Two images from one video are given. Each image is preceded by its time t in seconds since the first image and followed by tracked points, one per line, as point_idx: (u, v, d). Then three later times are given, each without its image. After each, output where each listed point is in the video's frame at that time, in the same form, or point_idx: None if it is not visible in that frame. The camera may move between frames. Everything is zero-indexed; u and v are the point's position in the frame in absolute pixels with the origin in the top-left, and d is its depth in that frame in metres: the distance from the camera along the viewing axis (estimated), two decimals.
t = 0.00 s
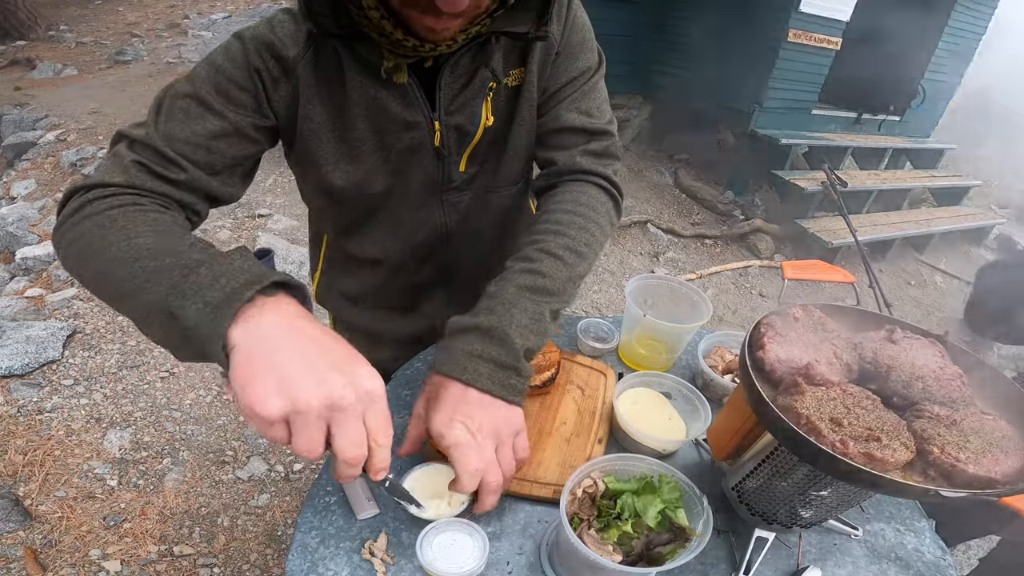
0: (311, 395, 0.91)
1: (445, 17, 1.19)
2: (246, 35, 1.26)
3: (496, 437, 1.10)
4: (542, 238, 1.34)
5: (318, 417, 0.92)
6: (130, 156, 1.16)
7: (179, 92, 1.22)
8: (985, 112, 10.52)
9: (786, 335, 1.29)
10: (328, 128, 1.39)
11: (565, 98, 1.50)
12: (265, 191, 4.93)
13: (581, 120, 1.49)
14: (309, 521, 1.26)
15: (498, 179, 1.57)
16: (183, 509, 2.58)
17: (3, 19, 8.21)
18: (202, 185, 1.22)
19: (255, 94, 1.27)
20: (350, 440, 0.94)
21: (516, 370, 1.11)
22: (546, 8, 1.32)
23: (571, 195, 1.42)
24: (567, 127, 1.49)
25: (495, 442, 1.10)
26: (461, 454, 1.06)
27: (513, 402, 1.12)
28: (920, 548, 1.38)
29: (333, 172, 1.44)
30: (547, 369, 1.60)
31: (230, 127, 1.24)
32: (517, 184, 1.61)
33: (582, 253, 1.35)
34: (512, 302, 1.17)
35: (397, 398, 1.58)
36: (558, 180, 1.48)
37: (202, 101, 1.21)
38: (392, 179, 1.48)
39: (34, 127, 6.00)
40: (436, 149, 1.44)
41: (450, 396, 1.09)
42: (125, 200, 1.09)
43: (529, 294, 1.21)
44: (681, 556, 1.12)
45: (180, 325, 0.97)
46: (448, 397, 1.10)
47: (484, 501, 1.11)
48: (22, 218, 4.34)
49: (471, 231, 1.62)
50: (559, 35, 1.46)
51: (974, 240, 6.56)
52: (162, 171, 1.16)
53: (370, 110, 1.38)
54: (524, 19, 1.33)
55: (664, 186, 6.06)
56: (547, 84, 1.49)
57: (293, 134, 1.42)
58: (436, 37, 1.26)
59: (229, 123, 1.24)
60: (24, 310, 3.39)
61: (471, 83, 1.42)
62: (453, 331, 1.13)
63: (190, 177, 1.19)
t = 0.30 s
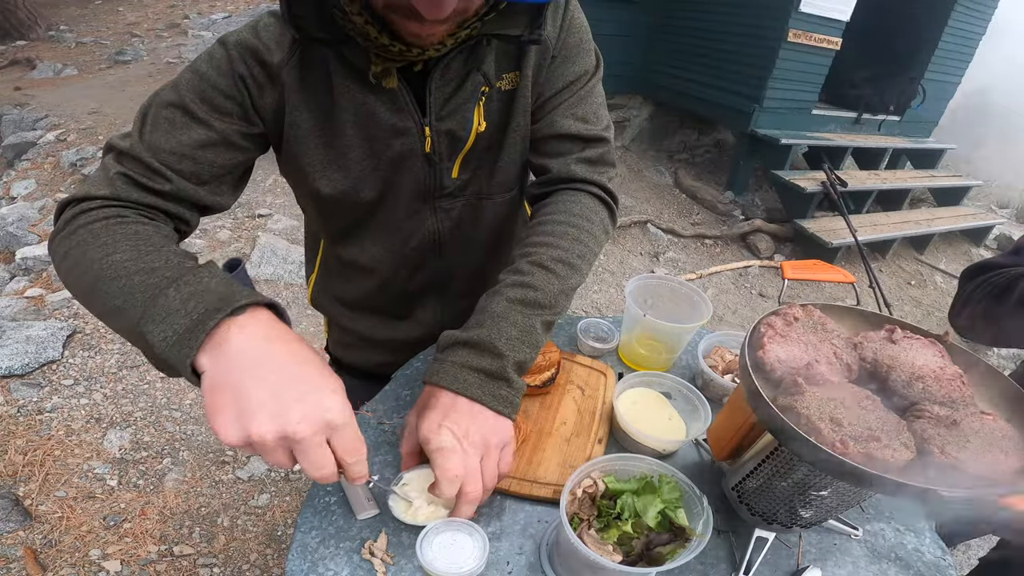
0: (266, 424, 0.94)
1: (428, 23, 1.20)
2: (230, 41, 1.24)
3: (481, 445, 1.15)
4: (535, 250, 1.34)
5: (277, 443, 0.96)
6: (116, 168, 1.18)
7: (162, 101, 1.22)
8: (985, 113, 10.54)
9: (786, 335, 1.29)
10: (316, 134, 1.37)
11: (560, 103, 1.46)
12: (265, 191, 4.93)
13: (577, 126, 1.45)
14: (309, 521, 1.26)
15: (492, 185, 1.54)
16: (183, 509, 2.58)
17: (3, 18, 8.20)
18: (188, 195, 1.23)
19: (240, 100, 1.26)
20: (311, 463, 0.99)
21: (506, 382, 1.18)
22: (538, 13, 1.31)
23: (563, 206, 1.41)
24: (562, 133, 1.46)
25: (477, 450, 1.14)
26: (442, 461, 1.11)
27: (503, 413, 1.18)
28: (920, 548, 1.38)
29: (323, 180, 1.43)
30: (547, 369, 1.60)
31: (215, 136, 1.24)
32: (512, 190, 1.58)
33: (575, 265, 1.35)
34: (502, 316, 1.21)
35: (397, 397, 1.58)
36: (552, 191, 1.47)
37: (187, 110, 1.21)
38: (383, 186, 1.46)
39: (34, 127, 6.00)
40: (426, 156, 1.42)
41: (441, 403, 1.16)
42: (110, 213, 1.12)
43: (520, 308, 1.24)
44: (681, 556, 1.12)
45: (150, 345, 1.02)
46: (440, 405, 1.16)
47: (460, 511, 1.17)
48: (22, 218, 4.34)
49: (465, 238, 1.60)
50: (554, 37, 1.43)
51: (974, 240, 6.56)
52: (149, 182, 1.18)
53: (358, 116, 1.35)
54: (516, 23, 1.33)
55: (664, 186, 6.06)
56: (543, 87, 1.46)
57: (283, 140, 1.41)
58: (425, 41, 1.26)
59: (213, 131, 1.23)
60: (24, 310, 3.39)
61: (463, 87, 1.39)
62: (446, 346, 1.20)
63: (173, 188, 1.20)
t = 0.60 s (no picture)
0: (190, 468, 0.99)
1: (419, 24, 1.16)
2: (221, 49, 1.26)
3: (474, 441, 1.15)
4: (537, 253, 1.34)
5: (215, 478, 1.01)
6: (117, 180, 1.24)
7: (158, 112, 1.26)
8: (986, 113, 10.53)
9: (785, 335, 1.29)
10: (311, 138, 1.37)
11: (563, 107, 1.46)
12: (265, 191, 4.93)
13: (581, 130, 1.45)
14: (309, 521, 1.26)
15: (490, 188, 1.53)
16: (183, 509, 2.57)
17: (3, 19, 8.20)
18: (184, 204, 1.28)
19: (232, 108, 1.27)
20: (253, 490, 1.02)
21: (505, 382, 1.19)
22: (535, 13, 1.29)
23: (567, 209, 1.41)
24: (565, 137, 1.45)
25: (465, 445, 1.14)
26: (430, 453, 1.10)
27: (499, 413, 1.18)
28: (920, 548, 1.38)
29: (319, 183, 1.43)
30: (547, 369, 1.60)
31: (209, 146, 1.27)
32: (511, 194, 1.57)
33: (579, 268, 1.35)
34: (503, 315, 1.22)
35: (397, 397, 1.58)
36: (555, 196, 1.47)
37: (180, 121, 1.24)
38: (379, 189, 1.45)
39: (34, 127, 6.00)
40: (422, 159, 1.41)
41: (438, 397, 1.17)
42: (103, 228, 1.18)
43: (522, 309, 1.24)
44: (681, 556, 1.12)
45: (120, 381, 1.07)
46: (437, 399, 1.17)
47: (440, 505, 1.14)
48: (22, 218, 4.34)
49: (462, 241, 1.59)
50: (554, 39, 1.43)
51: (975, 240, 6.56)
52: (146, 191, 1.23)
53: (353, 120, 1.35)
54: (512, 23, 1.31)
55: (664, 186, 6.06)
56: (543, 89, 1.46)
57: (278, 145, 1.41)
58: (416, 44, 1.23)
59: (205, 141, 1.26)
60: (23, 310, 3.39)
61: (459, 91, 1.39)
62: (449, 345, 1.21)
63: (168, 198, 1.25)
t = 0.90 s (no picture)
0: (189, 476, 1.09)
1: (417, 25, 1.17)
2: (223, 53, 1.26)
3: (488, 442, 1.15)
4: (545, 252, 1.34)
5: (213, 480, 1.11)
6: (128, 190, 1.26)
7: (163, 118, 1.27)
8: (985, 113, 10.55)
9: (785, 335, 1.29)
10: (313, 139, 1.37)
11: (567, 107, 1.46)
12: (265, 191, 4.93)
13: (585, 131, 1.45)
14: (309, 521, 1.26)
15: (492, 188, 1.53)
16: (183, 509, 2.57)
17: (3, 19, 8.20)
18: (192, 210, 1.29)
19: (233, 112, 1.27)
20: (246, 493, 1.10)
21: (518, 382, 1.19)
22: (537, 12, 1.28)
23: (574, 208, 1.41)
24: (569, 138, 1.46)
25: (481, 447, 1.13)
26: (447, 453, 1.10)
27: (513, 414, 1.18)
28: (920, 548, 1.38)
29: (321, 183, 1.42)
30: (546, 368, 1.60)
31: (215, 152, 1.28)
32: (513, 194, 1.57)
33: (586, 267, 1.35)
34: (516, 315, 1.22)
35: (397, 397, 1.58)
36: (560, 196, 1.47)
37: (186, 128, 1.25)
38: (381, 190, 1.45)
39: (34, 127, 6.00)
40: (424, 160, 1.40)
41: (454, 396, 1.16)
42: (109, 246, 1.21)
43: (533, 309, 1.24)
44: (681, 556, 1.12)
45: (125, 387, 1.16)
46: (451, 398, 1.16)
47: (449, 505, 1.14)
48: (22, 218, 4.34)
49: (464, 242, 1.59)
50: (556, 39, 1.42)
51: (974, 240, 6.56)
52: (153, 198, 1.25)
53: (354, 121, 1.34)
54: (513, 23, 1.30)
55: (664, 186, 6.05)
56: (546, 91, 1.46)
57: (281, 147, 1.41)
58: (417, 45, 1.24)
59: (209, 146, 1.27)
60: (24, 310, 3.39)
61: (460, 91, 1.39)
62: (461, 343, 1.21)
63: (175, 204, 1.26)
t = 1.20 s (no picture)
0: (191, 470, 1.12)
1: (422, 23, 1.18)
2: (227, 53, 1.26)
3: (492, 447, 1.14)
4: (547, 253, 1.34)
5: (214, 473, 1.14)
6: (136, 193, 1.26)
7: (170, 119, 1.27)
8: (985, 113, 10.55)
9: (785, 335, 1.29)
10: (316, 139, 1.36)
11: (569, 108, 1.46)
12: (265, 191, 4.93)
13: (586, 131, 1.45)
14: (309, 521, 1.26)
15: (493, 188, 1.53)
16: (183, 509, 2.58)
17: (3, 19, 8.19)
18: (201, 212, 1.29)
19: (238, 114, 1.27)
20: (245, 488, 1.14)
21: (523, 387, 1.19)
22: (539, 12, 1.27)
23: (574, 209, 1.41)
24: (570, 139, 1.46)
25: (487, 452, 1.13)
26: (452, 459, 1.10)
27: (516, 418, 1.18)
28: (920, 548, 1.38)
29: (324, 183, 1.42)
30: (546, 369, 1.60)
31: (221, 154, 1.28)
32: (515, 194, 1.57)
33: (588, 268, 1.35)
34: (520, 319, 1.22)
35: (397, 397, 1.58)
36: (561, 197, 1.47)
37: (192, 129, 1.25)
38: (384, 190, 1.45)
39: (34, 127, 6.00)
40: (427, 159, 1.41)
41: (458, 400, 1.16)
42: (114, 254, 1.21)
43: (536, 311, 1.24)
44: (681, 557, 1.12)
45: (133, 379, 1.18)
46: (455, 402, 1.16)
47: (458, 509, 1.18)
48: (22, 218, 4.34)
49: (466, 241, 1.59)
50: (558, 39, 1.43)
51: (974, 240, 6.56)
52: (159, 200, 1.25)
53: (358, 121, 1.34)
54: (515, 23, 1.29)
55: (664, 186, 6.05)
56: (548, 92, 1.46)
57: (284, 147, 1.41)
58: (421, 44, 1.25)
59: (216, 148, 1.26)
60: (23, 310, 3.39)
61: (464, 90, 1.39)
62: (464, 346, 1.21)
63: (181, 205, 1.26)
